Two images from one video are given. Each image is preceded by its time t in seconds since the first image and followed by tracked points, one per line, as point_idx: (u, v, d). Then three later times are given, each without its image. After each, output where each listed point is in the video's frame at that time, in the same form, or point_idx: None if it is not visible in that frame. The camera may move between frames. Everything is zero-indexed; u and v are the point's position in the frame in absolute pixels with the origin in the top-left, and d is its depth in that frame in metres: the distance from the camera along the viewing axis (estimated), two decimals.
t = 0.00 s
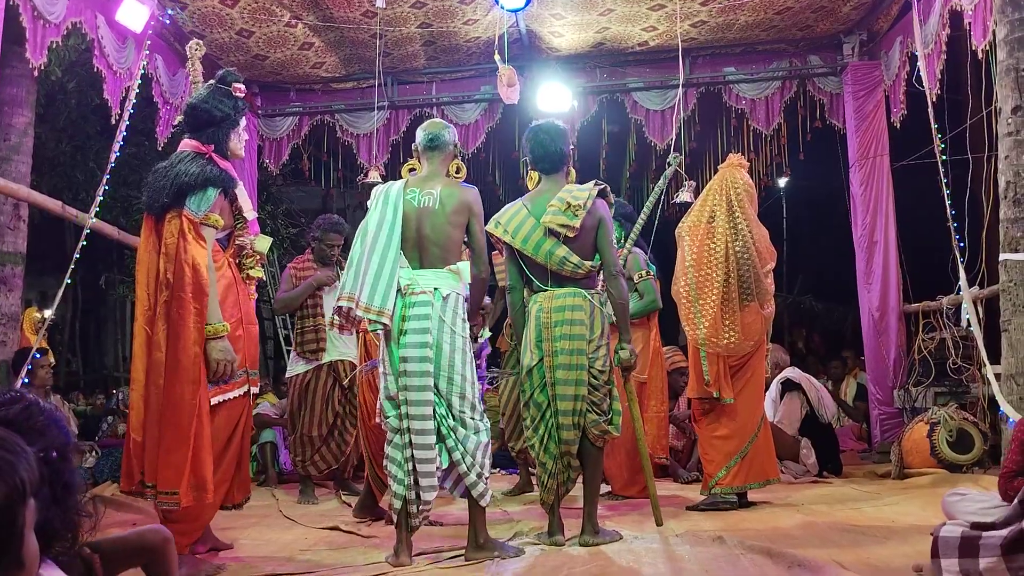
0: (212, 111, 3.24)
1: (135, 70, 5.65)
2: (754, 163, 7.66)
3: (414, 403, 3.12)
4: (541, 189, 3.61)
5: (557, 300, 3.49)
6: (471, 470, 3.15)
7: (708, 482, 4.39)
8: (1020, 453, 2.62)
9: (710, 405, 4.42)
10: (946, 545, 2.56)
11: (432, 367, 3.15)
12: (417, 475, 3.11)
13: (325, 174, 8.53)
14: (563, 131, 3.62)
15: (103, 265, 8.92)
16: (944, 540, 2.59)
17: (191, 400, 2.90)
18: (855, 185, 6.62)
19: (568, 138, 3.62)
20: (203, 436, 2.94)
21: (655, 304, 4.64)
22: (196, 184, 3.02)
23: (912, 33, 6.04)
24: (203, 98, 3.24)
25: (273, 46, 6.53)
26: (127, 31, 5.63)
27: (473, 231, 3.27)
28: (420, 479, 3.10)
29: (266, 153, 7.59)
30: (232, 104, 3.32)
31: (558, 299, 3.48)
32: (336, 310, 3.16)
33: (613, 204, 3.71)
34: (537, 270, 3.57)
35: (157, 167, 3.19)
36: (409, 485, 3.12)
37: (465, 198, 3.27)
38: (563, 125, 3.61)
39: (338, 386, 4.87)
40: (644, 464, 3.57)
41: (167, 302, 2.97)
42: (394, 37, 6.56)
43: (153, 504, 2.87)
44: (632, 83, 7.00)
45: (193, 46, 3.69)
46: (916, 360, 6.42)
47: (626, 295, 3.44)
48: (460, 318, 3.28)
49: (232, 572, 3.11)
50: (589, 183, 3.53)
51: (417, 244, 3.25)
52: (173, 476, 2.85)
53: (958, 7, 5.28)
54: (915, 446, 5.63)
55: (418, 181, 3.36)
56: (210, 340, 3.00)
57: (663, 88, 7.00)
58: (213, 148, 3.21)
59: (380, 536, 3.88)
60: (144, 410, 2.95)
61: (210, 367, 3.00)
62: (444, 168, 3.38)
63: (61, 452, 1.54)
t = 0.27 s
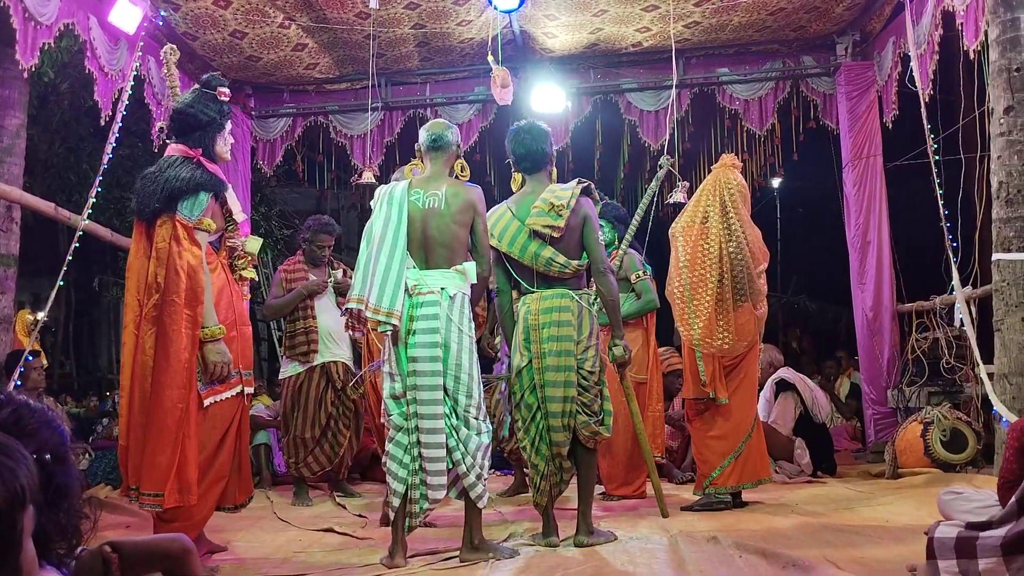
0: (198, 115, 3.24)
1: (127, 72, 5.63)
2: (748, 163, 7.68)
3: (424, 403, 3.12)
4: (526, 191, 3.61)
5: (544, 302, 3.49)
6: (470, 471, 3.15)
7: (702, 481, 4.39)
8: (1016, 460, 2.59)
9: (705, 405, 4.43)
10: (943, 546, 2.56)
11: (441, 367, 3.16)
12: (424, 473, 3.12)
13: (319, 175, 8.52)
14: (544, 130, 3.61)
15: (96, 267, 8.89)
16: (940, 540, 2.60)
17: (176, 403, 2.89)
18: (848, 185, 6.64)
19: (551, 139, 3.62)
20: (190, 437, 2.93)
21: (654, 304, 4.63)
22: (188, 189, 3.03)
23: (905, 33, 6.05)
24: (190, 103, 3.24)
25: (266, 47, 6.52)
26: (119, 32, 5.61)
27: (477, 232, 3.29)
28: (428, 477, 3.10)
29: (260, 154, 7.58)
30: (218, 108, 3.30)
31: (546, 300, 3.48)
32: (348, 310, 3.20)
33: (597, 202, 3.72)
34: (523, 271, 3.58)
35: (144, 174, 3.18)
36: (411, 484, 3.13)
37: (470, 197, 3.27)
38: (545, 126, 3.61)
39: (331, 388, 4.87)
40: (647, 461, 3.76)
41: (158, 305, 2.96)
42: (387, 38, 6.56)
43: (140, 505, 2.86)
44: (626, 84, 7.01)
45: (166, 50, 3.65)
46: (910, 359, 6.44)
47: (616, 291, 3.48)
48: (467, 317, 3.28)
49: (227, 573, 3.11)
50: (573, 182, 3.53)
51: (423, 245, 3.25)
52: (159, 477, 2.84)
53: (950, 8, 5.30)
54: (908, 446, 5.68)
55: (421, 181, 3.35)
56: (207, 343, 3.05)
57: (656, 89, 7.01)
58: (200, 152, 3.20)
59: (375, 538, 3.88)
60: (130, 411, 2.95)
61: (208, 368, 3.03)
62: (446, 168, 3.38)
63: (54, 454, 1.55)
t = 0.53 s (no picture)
0: (193, 118, 3.24)
1: (128, 75, 5.64)
2: (748, 166, 7.69)
3: (426, 404, 3.13)
4: (521, 194, 3.62)
5: (541, 305, 3.49)
6: (470, 472, 3.15)
7: (702, 483, 4.38)
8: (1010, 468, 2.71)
9: (707, 407, 4.44)
10: (945, 543, 2.60)
11: (443, 367, 3.17)
12: (425, 474, 3.12)
13: (319, 177, 8.53)
14: (538, 133, 3.62)
15: (97, 270, 8.90)
16: (941, 538, 2.64)
17: (166, 404, 2.89)
18: (848, 187, 6.64)
19: (546, 141, 3.63)
20: (184, 438, 2.94)
21: (653, 307, 4.64)
22: (189, 191, 3.04)
23: (905, 36, 6.06)
24: (186, 106, 3.24)
25: (267, 50, 6.53)
26: (120, 35, 5.63)
27: (479, 234, 3.30)
28: (430, 478, 3.10)
29: (261, 157, 7.60)
30: (212, 112, 3.31)
31: (542, 303, 3.49)
32: (349, 314, 3.15)
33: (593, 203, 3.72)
34: (521, 275, 3.59)
35: (143, 175, 3.18)
36: (412, 485, 3.12)
37: (472, 201, 3.28)
38: (538, 128, 3.62)
39: (331, 390, 4.87)
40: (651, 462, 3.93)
41: (156, 307, 2.97)
42: (388, 41, 6.57)
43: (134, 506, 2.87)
44: (626, 86, 7.02)
45: (159, 58, 3.75)
46: (910, 361, 6.44)
47: (612, 293, 3.49)
48: (469, 318, 3.29)
49: None
50: (566, 184, 3.53)
51: (426, 247, 3.26)
52: (150, 477, 2.84)
53: (949, 10, 5.31)
54: (908, 448, 5.67)
55: (424, 184, 3.35)
56: (211, 343, 3.07)
57: (656, 91, 7.02)
58: (198, 154, 3.20)
59: (375, 540, 3.88)
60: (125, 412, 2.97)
61: (214, 367, 3.06)
62: (449, 172, 3.38)
63: (57, 457, 1.48)
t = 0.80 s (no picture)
0: (191, 119, 3.23)
1: (127, 74, 5.64)
2: (748, 167, 7.69)
3: (421, 404, 3.13)
4: (523, 194, 3.62)
5: (544, 305, 3.49)
6: (468, 473, 3.15)
7: (701, 484, 4.38)
8: (1010, 469, 2.71)
9: (705, 409, 4.43)
10: (943, 542, 2.65)
11: (439, 368, 3.16)
12: (422, 475, 3.12)
13: (319, 178, 8.53)
14: (542, 133, 3.62)
15: (96, 269, 8.89)
16: (940, 536, 2.68)
17: (164, 402, 2.88)
18: (848, 188, 6.64)
19: (549, 141, 3.63)
20: (181, 437, 2.93)
21: (650, 309, 4.63)
22: (192, 189, 3.05)
23: (905, 38, 6.07)
24: (185, 107, 3.23)
25: (267, 50, 6.53)
26: (120, 34, 5.62)
27: (475, 235, 3.27)
28: (427, 479, 3.10)
29: (261, 157, 7.60)
30: (211, 113, 3.31)
31: (545, 303, 3.49)
32: (346, 313, 3.21)
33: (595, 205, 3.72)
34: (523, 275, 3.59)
35: (141, 174, 3.18)
36: (409, 486, 3.13)
37: (468, 202, 3.26)
38: (543, 128, 3.62)
39: (331, 391, 4.86)
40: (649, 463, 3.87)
41: (157, 306, 2.96)
42: (388, 41, 6.57)
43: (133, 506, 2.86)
44: (626, 87, 7.02)
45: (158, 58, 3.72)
46: (909, 363, 6.44)
47: (613, 295, 3.48)
48: (465, 318, 3.28)
49: None
50: (568, 184, 3.53)
51: (422, 248, 3.26)
52: (146, 475, 2.83)
53: (949, 12, 5.31)
54: (907, 449, 5.67)
55: (420, 186, 3.36)
56: (210, 341, 3.06)
57: (656, 92, 7.02)
58: (197, 154, 3.20)
59: (373, 541, 3.87)
60: (125, 410, 2.97)
61: (210, 368, 3.06)
62: (445, 174, 3.39)
63: None
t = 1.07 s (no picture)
0: (193, 121, 3.23)
1: (128, 76, 5.64)
2: (748, 168, 7.69)
3: (418, 405, 3.13)
4: (537, 195, 3.61)
5: (555, 307, 3.49)
6: (466, 474, 3.15)
7: (701, 486, 4.37)
8: (1013, 471, 2.72)
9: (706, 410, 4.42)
10: (943, 538, 2.69)
11: (436, 369, 3.16)
12: (419, 476, 3.12)
13: (319, 179, 8.54)
14: (557, 134, 3.61)
15: (97, 271, 8.89)
16: (941, 533, 2.73)
17: (171, 402, 2.89)
18: (848, 189, 6.64)
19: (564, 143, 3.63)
20: (185, 437, 2.94)
21: (650, 310, 4.61)
22: (189, 190, 3.04)
23: (905, 39, 6.07)
24: (187, 109, 3.24)
25: (267, 51, 6.54)
26: (120, 36, 5.63)
27: (473, 237, 3.27)
28: (423, 480, 3.11)
29: (261, 158, 7.60)
30: (213, 116, 3.32)
31: (556, 304, 3.49)
32: (343, 313, 3.23)
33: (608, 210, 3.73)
34: (535, 275, 3.57)
35: (139, 174, 3.18)
36: (406, 487, 3.13)
37: (466, 203, 3.27)
38: (558, 130, 3.62)
39: (332, 394, 4.88)
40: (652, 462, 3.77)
41: (157, 307, 2.96)
42: (388, 43, 6.57)
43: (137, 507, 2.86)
44: (626, 88, 7.03)
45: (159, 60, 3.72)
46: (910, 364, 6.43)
47: (622, 300, 3.46)
48: (463, 319, 3.28)
49: None
50: (585, 188, 3.54)
51: (420, 249, 3.27)
52: (155, 479, 2.83)
53: (950, 13, 5.32)
54: (907, 450, 5.67)
55: (419, 188, 3.37)
56: (209, 342, 3.07)
57: (657, 94, 7.03)
58: (195, 156, 3.21)
59: (374, 542, 3.87)
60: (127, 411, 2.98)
61: (211, 367, 3.08)
62: (444, 176, 3.39)
63: None
